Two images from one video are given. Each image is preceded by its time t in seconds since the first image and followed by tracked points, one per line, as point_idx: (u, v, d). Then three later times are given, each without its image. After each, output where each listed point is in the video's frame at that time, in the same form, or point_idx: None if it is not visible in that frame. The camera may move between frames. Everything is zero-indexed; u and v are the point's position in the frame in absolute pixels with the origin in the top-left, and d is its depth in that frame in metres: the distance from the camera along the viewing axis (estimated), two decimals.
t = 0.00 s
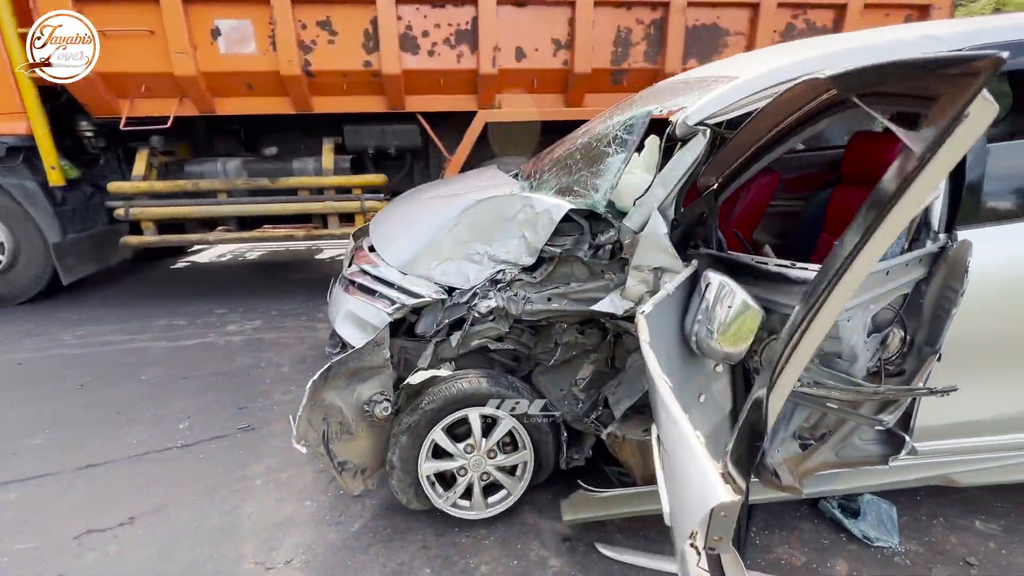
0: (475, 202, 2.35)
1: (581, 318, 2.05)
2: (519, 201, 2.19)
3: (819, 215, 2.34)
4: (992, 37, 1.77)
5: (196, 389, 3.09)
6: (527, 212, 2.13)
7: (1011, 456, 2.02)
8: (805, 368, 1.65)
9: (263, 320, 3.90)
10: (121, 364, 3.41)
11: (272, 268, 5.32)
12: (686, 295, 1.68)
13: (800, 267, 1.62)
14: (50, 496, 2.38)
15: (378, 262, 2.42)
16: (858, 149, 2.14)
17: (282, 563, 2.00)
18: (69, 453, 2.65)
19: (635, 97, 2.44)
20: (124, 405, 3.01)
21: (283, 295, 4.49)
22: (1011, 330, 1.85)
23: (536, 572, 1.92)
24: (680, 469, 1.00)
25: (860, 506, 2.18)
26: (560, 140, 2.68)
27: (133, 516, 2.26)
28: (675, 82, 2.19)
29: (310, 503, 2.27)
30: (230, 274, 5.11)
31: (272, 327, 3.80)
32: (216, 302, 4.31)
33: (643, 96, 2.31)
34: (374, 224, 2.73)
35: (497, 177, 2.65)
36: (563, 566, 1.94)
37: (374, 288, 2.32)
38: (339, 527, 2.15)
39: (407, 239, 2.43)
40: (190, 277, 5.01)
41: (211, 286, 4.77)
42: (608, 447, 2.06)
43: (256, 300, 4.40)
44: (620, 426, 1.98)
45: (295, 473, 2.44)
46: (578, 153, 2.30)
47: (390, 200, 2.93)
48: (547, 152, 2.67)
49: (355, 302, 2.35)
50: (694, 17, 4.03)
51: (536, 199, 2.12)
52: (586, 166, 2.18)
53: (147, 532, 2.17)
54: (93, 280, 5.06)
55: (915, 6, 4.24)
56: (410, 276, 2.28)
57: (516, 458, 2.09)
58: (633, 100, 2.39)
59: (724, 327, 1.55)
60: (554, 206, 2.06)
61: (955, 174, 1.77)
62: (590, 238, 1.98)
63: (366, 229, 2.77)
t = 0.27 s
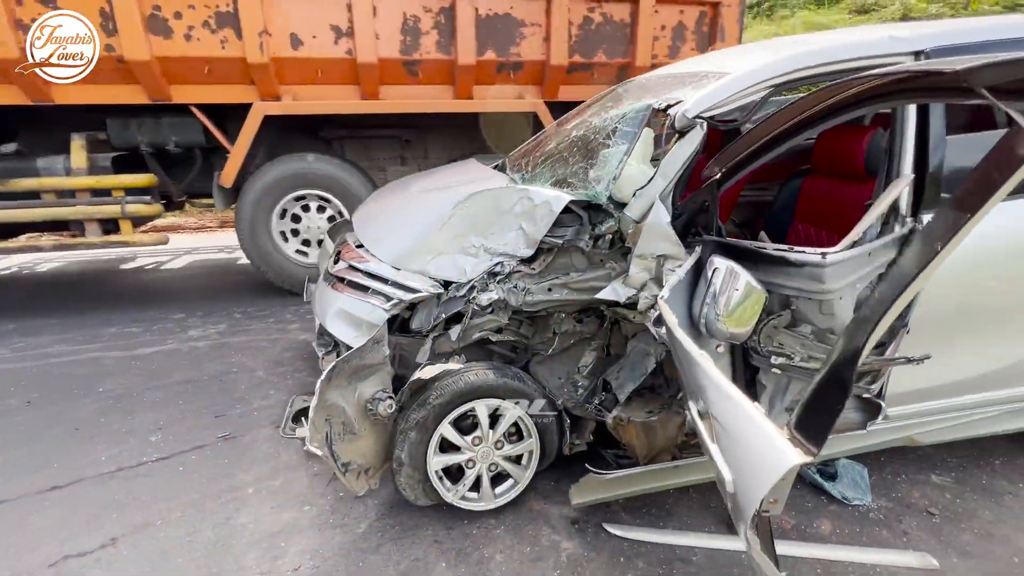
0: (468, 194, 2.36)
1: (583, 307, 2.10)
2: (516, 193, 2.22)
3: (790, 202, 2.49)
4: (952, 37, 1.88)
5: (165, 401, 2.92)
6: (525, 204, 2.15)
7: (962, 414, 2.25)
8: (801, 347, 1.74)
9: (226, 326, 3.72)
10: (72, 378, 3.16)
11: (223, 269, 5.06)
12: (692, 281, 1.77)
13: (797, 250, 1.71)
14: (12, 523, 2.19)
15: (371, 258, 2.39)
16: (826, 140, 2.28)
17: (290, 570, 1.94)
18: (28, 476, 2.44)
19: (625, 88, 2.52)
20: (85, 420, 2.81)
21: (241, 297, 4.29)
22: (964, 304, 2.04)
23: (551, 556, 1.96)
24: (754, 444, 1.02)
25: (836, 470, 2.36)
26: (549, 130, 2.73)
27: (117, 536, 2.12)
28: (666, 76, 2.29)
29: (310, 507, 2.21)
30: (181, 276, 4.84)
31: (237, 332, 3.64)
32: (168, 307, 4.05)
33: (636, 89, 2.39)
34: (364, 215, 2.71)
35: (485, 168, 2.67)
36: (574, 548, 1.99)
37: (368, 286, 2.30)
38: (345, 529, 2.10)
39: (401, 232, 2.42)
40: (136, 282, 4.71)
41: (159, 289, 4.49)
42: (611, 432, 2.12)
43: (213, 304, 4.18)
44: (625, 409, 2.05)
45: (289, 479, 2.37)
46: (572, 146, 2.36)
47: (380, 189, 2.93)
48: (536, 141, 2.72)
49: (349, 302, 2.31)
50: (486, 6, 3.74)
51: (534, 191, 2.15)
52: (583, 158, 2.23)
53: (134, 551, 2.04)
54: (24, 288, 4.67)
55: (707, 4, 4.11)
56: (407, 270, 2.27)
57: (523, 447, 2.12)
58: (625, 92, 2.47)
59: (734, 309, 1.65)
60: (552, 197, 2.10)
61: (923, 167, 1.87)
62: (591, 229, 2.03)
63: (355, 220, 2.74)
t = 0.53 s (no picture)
0: (468, 182, 2.41)
1: (587, 290, 2.19)
2: (517, 181, 2.29)
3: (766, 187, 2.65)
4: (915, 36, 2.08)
5: (147, 403, 2.82)
6: (527, 191, 2.23)
7: (922, 375, 2.48)
8: (792, 318, 1.88)
9: (199, 323, 3.61)
10: (39, 382, 3.00)
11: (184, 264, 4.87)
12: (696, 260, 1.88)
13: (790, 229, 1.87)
14: None
15: (372, 247, 2.42)
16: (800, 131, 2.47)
17: (310, 560, 1.95)
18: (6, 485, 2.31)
19: (615, 81, 2.64)
20: (61, 425, 2.68)
21: (210, 293, 4.14)
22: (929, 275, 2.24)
23: (565, 528, 2.05)
24: (806, 401, 1.10)
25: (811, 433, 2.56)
26: (540, 121, 2.82)
27: (118, 538, 2.06)
28: (657, 70, 2.42)
29: (320, 497, 2.22)
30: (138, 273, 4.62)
31: (213, 329, 3.53)
32: (132, 306, 3.88)
33: (628, 82, 2.52)
34: (356, 205, 2.71)
35: (479, 159, 2.73)
36: (586, 518, 2.09)
37: (372, 276, 2.33)
38: (360, 516, 2.13)
39: (400, 221, 2.44)
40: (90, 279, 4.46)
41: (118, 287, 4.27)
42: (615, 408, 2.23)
43: (180, 301, 4.02)
44: (630, 385, 2.16)
45: (294, 472, 2.36)
46: (567, 136, 2.45)
47: (368, 180, 2.94)
48: (528, 133, 2.80)
49: (352, 293, 2.34)
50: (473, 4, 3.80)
51: (535, 179, 2.23)
52: (581, 146, 2.33)
53: (141, 552, 1.99)
54: None
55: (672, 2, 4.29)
56: (409, 259, 2.30)
57: (533, 426, 2.19)
58: (616, 85, 2.59)
59: (738, 283, 1.79)
60: (555, 184, 2.17)
61: (891, 153, 2.05)
62: (592, 213, 2.12)
63: (347, 211, 2.73)
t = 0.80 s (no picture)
0: (467, 173, 2.46)
1: (592, 276, 2.29)
2: (518, 172, 2.35)
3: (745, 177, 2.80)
4: (883, 37, 2.31)
5: (133, 409, 2.72)
6: (529, 181, 2.30)
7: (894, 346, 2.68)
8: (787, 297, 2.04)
9: (173, 324, 3.48)
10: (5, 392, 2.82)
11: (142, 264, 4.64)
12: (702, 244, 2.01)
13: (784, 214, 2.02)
14: None
15: (375, 241, 2.43)
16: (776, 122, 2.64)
17: (336, 551, 1.96)
18: None
19: (605, 76, 2.76)
20: (40, 436, 2.54)
21: (177, 293, 3.99)
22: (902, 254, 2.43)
23: (581, 503, 2.15)
24: (834, 359, 1.23)
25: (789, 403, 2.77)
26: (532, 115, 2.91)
27: (128, 546, 2.00)
28: (648, 65, 2.56)
29: (335, 492, 2.22)
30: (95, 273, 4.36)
31: (189, 330, 3.42)
32: (95, 310, 3.68)
33: (619, 77, 2.65)
34: (352, 199, 2.71)
35: (473, 151, 2.77)
36: (599, 493, 2.20)
37: (378, 269, 2.35)
38: (379, 506, 2.15)
39: (401, 212, 2.47)
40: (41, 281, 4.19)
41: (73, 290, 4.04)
42: (620, 388, 2.34)
43: (146, 300, 3.85)
44: (636, 365, 2.27)
45: (303, 469, 2.35)
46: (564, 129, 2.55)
47: (358, 173, 2.93)
48: (520, 125, 2.88)
49: (358, 287, 2.35)
50: None
51: (537, 169, 2.31)
52: (581, 139, 2.44)
53: (155, 557, 1.95)
54: None
55: None
56: (415, 251, 2.34)
57: (546, 408, 2.28)
58: (607, 79, 2.71)
59: (740, 264, 1.92)
60: (559, 174, 2.26)
61: (864, 144, 2.25)
62: (596, 202, 2.22)
63: (344, 206, 2.74)
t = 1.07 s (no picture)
0: (469, 165, 2.45)
1: (598, 265, 2.33)
2: (521, 163, 2.35)
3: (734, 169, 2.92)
4: (865, 33, 2.46)
5: (123, 424, 2.62)
6: (534, 173, 2.32)
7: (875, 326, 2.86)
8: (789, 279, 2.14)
9: (153, 336, 3.35)
10: None
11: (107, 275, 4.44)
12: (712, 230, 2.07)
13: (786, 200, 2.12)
14: None
15: (377, 233, 2.40)
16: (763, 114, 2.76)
17: (360, 551, 1.94)
18: None
19: (600, 69, 2.81)
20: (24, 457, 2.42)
21: (152, 304, 3.83)
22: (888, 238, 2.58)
23: (597, 487, 2.20)
24: (866, 333, 1.33)
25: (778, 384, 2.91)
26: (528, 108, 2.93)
27: (139, 560, 1.92)
28: (646, 60, 2.64)
29: (351, 492, 2.20)
30: (57, 282, 4.16)
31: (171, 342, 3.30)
32: (63, 322, 3.50)
33: (615, 70, 2.71)
34: (348, 192, 2.67)
35: (471, 143, 2.77)
36: (614, 476, 2.25)
37: (384, 263, 2.32)
38: (399, 503, 2.14)
39: (403, 204, 2.44)
40: None
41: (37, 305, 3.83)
42: (629, 374, 2.40)
43: (119, 313, 3.69)
44: (644, 351, 2.33)
45: (315, 472, 2.30)
46: (564, 120, 2.58)
47: (350, 166, 2.89)
48: (518, 117, 2.90)
49: (364, 282, 2.32)
50: None
51: (541, 161, 2.33)
52: (584, 131, 2.49)
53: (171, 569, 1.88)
54: None
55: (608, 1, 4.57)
56: (422, 243, 2.32)
57: (559, 396, 2.31)
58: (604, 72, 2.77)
59: (747, 249, 2.01)
60: (565, 165, 2.29)
61: (848, 134, 2.40)
62: (603, 192, 2.26)
63: (339, 200, 2.69)
